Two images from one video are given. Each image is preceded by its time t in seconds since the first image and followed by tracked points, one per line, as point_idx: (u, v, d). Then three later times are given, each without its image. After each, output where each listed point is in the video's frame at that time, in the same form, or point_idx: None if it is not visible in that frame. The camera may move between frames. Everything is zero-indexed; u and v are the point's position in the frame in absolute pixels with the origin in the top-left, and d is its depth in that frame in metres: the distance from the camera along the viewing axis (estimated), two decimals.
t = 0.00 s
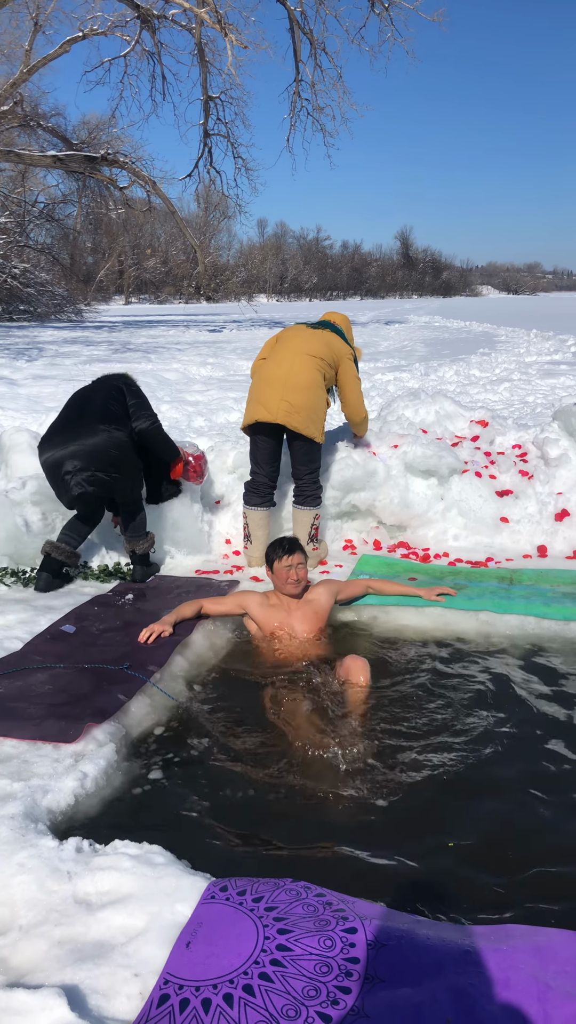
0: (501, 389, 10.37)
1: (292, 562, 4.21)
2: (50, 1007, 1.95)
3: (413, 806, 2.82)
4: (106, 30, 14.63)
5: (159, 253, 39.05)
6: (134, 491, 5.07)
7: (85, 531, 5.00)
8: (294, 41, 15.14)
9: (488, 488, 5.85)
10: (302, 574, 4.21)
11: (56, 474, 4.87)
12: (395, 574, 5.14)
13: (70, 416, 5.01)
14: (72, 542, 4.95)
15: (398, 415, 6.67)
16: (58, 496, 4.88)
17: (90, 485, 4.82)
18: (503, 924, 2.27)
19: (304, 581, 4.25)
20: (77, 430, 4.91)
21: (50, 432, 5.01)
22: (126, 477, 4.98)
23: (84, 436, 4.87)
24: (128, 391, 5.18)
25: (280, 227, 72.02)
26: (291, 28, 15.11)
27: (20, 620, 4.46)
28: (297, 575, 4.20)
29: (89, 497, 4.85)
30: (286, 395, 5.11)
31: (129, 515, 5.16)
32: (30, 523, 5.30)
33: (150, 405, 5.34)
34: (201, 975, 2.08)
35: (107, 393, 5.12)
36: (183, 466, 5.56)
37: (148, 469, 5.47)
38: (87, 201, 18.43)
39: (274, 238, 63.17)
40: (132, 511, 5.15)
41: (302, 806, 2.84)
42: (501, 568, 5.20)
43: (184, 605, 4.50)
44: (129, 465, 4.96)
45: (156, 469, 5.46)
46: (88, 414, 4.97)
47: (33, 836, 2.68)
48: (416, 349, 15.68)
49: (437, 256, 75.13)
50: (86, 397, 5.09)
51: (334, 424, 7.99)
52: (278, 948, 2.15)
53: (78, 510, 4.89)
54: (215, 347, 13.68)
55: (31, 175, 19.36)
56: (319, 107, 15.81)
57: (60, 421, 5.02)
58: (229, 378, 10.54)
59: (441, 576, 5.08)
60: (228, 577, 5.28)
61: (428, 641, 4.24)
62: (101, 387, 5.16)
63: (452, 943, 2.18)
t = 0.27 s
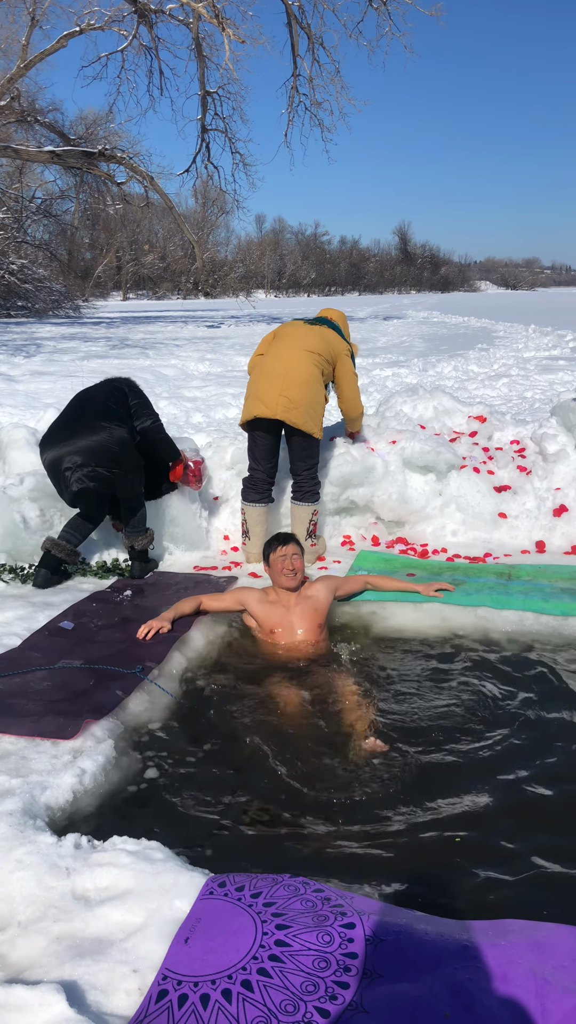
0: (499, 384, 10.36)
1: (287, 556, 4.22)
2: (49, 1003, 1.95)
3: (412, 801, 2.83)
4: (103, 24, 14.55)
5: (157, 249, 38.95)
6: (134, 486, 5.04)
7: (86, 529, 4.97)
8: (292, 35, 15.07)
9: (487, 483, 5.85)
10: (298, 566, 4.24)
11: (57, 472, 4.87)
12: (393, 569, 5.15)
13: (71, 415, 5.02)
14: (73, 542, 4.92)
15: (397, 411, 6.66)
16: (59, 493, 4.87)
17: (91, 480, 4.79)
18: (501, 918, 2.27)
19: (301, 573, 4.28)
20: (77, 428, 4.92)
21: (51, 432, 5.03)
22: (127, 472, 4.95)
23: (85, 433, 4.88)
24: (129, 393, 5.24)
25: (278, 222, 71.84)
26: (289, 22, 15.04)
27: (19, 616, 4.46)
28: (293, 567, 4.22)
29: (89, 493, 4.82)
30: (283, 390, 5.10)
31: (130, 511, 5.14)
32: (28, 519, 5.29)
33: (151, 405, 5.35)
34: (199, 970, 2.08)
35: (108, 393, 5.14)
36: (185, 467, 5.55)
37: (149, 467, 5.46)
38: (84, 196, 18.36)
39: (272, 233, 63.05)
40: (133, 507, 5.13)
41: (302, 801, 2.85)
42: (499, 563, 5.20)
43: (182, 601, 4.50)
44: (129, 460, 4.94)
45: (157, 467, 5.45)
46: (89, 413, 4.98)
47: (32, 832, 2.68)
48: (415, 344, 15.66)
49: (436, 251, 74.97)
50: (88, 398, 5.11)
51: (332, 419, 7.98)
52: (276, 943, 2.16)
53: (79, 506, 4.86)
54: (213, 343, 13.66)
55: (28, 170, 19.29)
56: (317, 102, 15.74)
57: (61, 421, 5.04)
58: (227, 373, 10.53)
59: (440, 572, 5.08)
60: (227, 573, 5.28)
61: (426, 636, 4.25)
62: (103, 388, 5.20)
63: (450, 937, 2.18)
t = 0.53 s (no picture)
0: (499, 384, 10.36)
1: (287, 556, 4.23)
2: (50, 1004, 1.95)
3: (413, 801, 2.83)
4: (103, 25, 14.55)
5: (157, 249, 38.97)
6: (135, 486, 5.03)
7: (86, 530, 4.98)
8: (292, 35, 15.07)
9: (487, 483, 5.85)
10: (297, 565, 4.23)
11: (58, 472, 4.86)
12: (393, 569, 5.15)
13: (72, 415, 5.02)
14: (75, 542, 4.94)
15: (396, 411, 6.66)
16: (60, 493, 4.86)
17: (91, 480, 4.80)
18: (501, 919, 2.28)
19: (300, 572, 4.28)
20: (78, 427, 4.92)
21: (52, 432, 5.02)
22: (128, 472, 4.95)
23: (86, 433, 4.87)
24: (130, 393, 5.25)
25: (278, 222, 71.83)
26: (289, 23, 15.05)
27: (19, 617, 4.46)
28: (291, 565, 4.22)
29: (90, 493, 4.82)
30: (283, 389, 5.10)
31: (131, 510, 5.14)
32: (29, 519, 5.29)
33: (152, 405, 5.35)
34: (200, 971, 2.08)
35: (109, 393, 5.15)
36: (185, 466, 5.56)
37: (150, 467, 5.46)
38: (84, 197, 18.37)
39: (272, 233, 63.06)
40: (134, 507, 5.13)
41: (302, 801, 2.85)
42: (499, 563, 5.20)
43: (183, 601, 4.50)
44: (130, 460, 4.93)
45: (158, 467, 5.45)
46: (90, 413, 4.98)
47: (32, 832, 2.68)
48: (415, 343, 15.65)
49: (436, 250, 74.97)
50: (89, 398, 5.11)
51: (332, 419, 7.98)
52: (276, 944, 2.16)
53: (80, 506, 4.86)
54: (213, 343, 13.66)
55: (28, 170, 19.30)
56: (317, 102, 15.74)
57: (62, 421, 5.04)
58: (227, 373, 10.54)
59: (440, 572, 5.08)
60: (227, 573, 5.28)
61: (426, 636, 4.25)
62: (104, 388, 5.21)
63: (450, 938, 2.19)
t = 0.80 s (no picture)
0: (499, 384, 10.36)
1: (288, 557, 4.23)
2: (50, 1006, 1.95)
3: (413, 801, 2.83)
4: (103, 25, 14.55)
5: (158, 250, 38.98)
6: (136, 487, 5.03)
7: (88, 531, 4.98)
8: (292, 36, 15.07)
9: (487, 483, 5.85)
10: (295, 565, 4.23)
11: (59, 473, 4.87)
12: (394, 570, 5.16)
13: (73, 416, 5.02)
14: (75, 542, 4.94)
15: (397, 412, 6.66)
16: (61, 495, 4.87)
17: (93, 481, 4.80)
18: (502, 920, 2.28)
19: (299, 573, 4.28)
20: (79, 429, 4.92)
21: (53, 433, 5.03)
22: (129, 474, 4.94)
23: (87, 434, 4.88)
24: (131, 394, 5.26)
25: (278, 223, 71.84)
26: (289, 23, 15.05)
27: (19, 617, 4.46)
28: (290, 566, 4.22)
29: (91, 495, 4.83)
30: (283, 390, 5.10)
31: (132, 511, 5.14)
32: (29, 520, 5.29)
33: (154, 407, 5.35)
34: (200, 972, 2.08)
35: (110, 394, 5.15)
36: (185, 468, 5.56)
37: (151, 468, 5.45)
38: (85, 197, 18.37)
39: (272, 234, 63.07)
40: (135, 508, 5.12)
41: (303, 801, 2.86)
42: (500, 564, 5.20)
43: (183, 602, 4.50)
44: (132, 461, 4.93)
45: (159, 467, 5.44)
46: (91, 414, 4.99)
47: (33, 833, 2.68)
48: (415, 343, 15.64)
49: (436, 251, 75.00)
50: (90, 399, 5.12)
51: (333, 420, 7.98)
52: (277, 945, 2.16)
53: (81, 507, 4.87)
54: (213, 344, 13.66)
55: (28, 170, 19.30)
56: (318, 102, 15.74)
57: (63, 422, 5.04)
58: (227, 373, 10.54)
59: (440, 572, 5.08)
60: (227, 574, 5.28)
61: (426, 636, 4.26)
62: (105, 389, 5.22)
63: (451, 939, 2.18)
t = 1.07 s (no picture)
0: (500, 385, 10.35)
1: (286, 558, 4.24)
2: (50, 1005, 1.95)
3: (413, 801, 2.84)
4: (104, 25, 14.55)
5: (158, 250, 38.98)
6: (137, 486, 5.03)
7: (89, 532, 4.98)
8: (293, 36, 15.07)
9: (488, 484, 5.85)
10: (294, 569, 4.23)
11: (60, 474, 4.87)
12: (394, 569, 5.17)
13: (73, 417, 5.04)
14: (76, 543, 4.94)
15: (397, 412, 6.66)
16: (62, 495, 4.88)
17: (94, 481, 4.81)
18: (502, 920, 2.28)
19: (299, 576, 4.29)
20: (80, 429, 4.93)
21: (54, 434, 5.04)
22: (130, 473, 4.95)
23: (87, 435, 4.89)
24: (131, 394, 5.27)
25: (278, 223, 71.84)
26: (290, 24, 15.05)
27: (19, 618, 4.46)
28: (289, 569, 4.23)
29: (92, 495, 4.83)
30: (283, 390, 5.11)
31: (133, 511, 5.13)
32: (30, 520, 5.29)
33: (154, 407, 5.36)
34: (201, 972, 2.08)
35: (110, 395, 5.17)
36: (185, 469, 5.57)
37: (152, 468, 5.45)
38: (85, 197, 18.37)
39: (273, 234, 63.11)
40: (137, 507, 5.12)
41: (303, 801, 2.86)
42: (500, 564, 5.21)
43: (183, 602, 4.50)
44: (132, 461, 4.94)
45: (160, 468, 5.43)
46: (91, 415, 5.00)
47: (33, 833, 2.68)
48: (415, 344, 15.63)
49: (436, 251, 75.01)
50: (91, 400, 5.14)
51: (332, 420, 7.98)
52: (277, 944, 2.16)
53: (82, 508, 4.87)
54: (213, 344, 13.67)
55: (29, 170, 19.30)
56: (318, 103, 15.73)
57: (63, 423, 5.05)
58: (227, 374, 10.54)
59: (440, 572, 5.09)
60: (227, 574, 5.28)
61: (426, 635, 4.27)
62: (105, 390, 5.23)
63: (451, 939, 2.19)
